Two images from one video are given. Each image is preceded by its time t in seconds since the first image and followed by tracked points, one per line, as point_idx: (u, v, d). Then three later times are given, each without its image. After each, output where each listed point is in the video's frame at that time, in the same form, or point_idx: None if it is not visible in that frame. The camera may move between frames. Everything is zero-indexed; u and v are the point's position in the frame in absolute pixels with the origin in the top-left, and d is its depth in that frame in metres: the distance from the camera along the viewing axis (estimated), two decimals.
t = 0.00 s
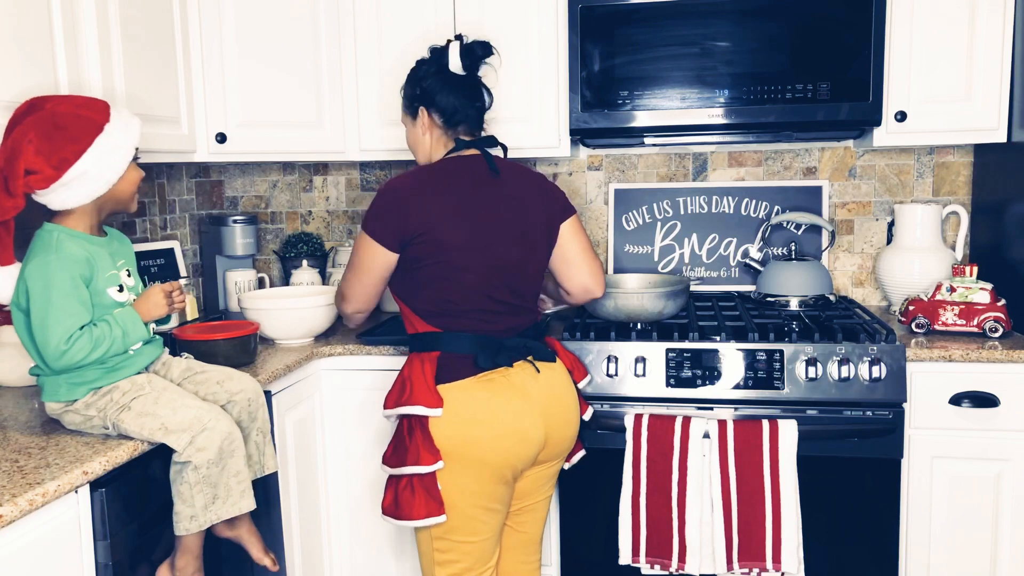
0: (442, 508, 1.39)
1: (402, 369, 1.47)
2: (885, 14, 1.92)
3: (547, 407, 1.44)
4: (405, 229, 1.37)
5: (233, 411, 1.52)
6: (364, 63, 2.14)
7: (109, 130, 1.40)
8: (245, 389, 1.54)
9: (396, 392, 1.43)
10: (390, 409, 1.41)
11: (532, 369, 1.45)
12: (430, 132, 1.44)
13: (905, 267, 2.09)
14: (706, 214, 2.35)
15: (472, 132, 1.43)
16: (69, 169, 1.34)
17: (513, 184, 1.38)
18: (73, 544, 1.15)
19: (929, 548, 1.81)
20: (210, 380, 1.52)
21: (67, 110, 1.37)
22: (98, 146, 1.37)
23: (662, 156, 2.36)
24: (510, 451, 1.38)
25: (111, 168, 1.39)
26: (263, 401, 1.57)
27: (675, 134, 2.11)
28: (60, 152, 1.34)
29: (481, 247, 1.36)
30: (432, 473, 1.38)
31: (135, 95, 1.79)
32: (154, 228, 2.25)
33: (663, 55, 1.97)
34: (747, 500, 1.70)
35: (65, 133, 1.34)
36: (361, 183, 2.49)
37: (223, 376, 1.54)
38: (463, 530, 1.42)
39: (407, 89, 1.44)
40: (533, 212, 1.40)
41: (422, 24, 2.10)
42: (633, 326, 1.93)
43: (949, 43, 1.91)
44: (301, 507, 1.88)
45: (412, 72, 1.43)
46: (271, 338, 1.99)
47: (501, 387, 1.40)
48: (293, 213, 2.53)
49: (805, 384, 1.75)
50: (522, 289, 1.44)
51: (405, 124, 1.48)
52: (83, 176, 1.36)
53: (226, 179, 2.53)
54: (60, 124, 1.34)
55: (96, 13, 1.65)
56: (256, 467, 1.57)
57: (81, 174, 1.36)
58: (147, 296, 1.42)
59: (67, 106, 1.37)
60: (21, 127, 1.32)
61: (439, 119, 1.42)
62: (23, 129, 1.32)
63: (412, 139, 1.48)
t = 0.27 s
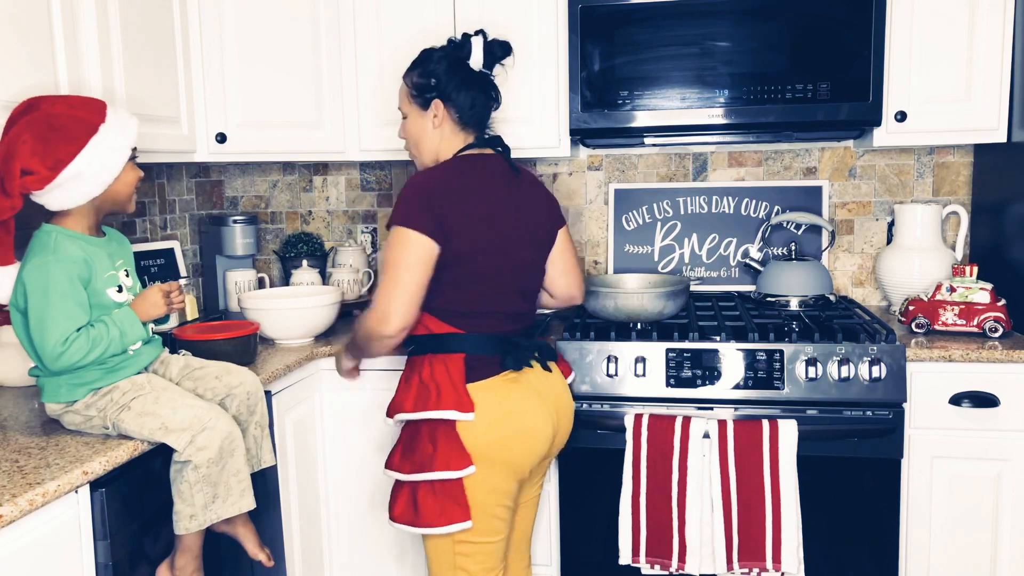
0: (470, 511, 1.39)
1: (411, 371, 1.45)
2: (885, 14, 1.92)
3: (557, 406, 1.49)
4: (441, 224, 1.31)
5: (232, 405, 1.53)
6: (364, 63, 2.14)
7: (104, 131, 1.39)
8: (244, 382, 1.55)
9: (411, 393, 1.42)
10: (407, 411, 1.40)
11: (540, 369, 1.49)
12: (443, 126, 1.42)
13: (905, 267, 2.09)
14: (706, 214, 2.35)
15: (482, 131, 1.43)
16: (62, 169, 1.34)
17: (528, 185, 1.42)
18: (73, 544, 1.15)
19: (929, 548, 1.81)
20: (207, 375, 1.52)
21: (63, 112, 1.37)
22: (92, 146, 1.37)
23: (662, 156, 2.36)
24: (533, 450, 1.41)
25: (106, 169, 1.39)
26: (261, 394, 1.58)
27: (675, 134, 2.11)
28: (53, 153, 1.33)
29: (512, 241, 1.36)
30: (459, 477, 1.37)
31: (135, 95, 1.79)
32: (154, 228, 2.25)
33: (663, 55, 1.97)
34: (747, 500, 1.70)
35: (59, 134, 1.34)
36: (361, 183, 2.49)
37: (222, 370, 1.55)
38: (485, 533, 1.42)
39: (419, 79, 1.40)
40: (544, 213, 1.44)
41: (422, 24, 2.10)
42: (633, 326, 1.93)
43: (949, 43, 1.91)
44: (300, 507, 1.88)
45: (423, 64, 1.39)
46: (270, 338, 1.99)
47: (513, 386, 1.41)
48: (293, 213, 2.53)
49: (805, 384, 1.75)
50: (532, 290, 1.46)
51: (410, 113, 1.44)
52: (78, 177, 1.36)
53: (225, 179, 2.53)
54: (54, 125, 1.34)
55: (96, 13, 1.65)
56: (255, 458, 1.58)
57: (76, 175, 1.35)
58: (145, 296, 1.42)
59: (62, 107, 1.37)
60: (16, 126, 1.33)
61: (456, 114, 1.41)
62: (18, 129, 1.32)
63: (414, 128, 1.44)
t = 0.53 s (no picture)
0: (539, 514, 1.44)
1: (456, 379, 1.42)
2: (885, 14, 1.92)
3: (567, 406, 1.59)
4: (530, 211, 1.32)
5: (231, 395, 1.54)
6: (364, 63, 2.14)
7: (98, 131, 1.39)
8: (242, 370, 1.55)
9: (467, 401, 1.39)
10: (471, 421, 1.37)
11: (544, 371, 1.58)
12: (467, 117, 1.41)
13: (905, 267, 2.09)
14: (706, 214, 2.35)
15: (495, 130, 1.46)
16: (55, 169, 1.34)
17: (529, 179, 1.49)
18: (73, 544, 1.15)
19: (929, 548, 1.81)
20: (205, 367, 1.52)
21: (58, 112, 1.37)
22: (83, 146, 1.36)
23: (662, 156, 2.36)
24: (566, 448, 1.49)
25: (99, 168, 1.38)
26: (260, 380, 1.58)
27: (675, 134, 2.11)
28: (44, 153, 1.33)
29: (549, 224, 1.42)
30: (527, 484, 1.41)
31: (134, 95, 1.79)
32: (154, 228, 2.25)
33: (663, 55, 1.97)
34: (747, 500, 1.70)
35: (52, 134, 1.34)
36: (361, 183, 2.49)
37: (219, 362, 1.54)
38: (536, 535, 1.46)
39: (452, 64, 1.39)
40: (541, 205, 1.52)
41: (422, 24, 2.10)
42: (633, 326, 1.93)
43: (949, 43, 1.91)
44: (300, 507, 1.88)
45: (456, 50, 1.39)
46: (270, 339, 1.99)
47: (547, 386, 1.49)
48: (293, 213, 2.53)
49: (805, 384, 1.75)
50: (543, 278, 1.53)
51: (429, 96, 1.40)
52: (71, 178, 1.35)
53: (225, 179, 2.53)
54: (46, 125, 1.34)
55: (96, 13, 1.65)
56: (252, 447, 1.57)
57: (69, 175, 1.35)
58: (143, 295, 1.41)
59: (58, 107, 1.37)
60: (12, 127, 1.33)
61: (479, 108, 1.42)
62: (13, 130, 1.33)
63: (427, 113, 1.41)
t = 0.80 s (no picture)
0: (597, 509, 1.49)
1: (523, 379, 1.40)
2: (885, 14, 1.92)
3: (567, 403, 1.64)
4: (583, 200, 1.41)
5: (229, 393, 1.54)
6: (364, 63, 2.14)
7: (86, 130, 1.37)
8: (241, 367, 1.56)
9: (540, 404, 1.39)
10: (551, 423, 1.38)
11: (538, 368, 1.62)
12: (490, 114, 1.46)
13: (905, 267, 2.09)
14: (706, 214, 2.35)
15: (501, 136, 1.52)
16: (45, 170, 1.34)
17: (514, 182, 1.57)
18: (73, 544, 1.15)
19: (929, 547, 1.80)
20: (204, 365, 1.52)
21: (51, 113, 1.37)
22: (71, 147, 1.35)
23: (662, 156, 2.36)
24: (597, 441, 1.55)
25: (87, 167, 1.36)
26: (259, 378, 1.58)
27: (675, 134, 2.11)
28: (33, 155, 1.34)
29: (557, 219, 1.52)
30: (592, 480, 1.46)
31: (134, 94, 1.79)
32: (154, 228, 2.25)
33: (663, 55, 1.97)
34: (747, 500, 1.70)
35: (42, 136, 1.35)
36: (361, 183, 2.49)
37: (217, 359, 1.54)
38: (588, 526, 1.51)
39: (484, 60, 1.44)
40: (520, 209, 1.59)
41: (422, 24, 2.10)
42: (633, 326, 1.93)
43: (949, 43, 1.91)
44: (300, 507, 1.88)
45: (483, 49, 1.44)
46: (271, 338, 1.99)
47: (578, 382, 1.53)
48: (293, 213, 2.53)
49: (805, 384, 1.75)
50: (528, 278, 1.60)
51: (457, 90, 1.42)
52: (61, 179, 1.35)
53: (225, 179, 2.53)
54: (35, 126, 1.35)
55: (96, 12, 1.65)
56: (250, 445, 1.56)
57: (58, 176, 1.35)
58: (142, 294, 1.40)
59: (51, 108, 1.37)
60: (8, 130, 1.35)
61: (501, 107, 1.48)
62: (8, 134, 1.35)
63: (462, 100, 1.42)
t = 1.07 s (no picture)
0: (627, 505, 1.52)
1: (567, 375, 1.44)
2: (885, 14, 1.92)
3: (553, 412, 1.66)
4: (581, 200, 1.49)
5: (229, 393, 1.54)
6: (364, 63, 2.14)
7: (81, 129, 1.37)
8: (242, 369, 1.56)
9: (588, 395, 1.43)
10: (607, 412, 1.43)
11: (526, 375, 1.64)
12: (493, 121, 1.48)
13: (905, 267, 2.09)
14: (706, 214, 2.35)
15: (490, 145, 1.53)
16: (41, 170, 1.34)
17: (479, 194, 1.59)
18: (73, 544, 1.15)
19: (929, 548, 1.80)
20: (204, 366, 1.52)
21: (45, 113, 1.37)
22: (65, 146, 1.35)
23: (662, 156, 2.36)
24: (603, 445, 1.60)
25: (82, 166, 1.36)
26: (258, 380, 1.59)
27: (675, 134, 2.11)
28: (28, 155, 1.34)
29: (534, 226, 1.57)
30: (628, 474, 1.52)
31: (134, 94, 1.79)
32: (154, 228, 2.25)
33: (663, 55, 1.97)
34: (747, 500, 1.70)
35: (36, 136, 1.35)
36: (361, 183, 2.49)
37: (218, 360, 1.54)
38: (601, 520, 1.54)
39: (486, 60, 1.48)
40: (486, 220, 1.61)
41: (422, 24, 2.10)
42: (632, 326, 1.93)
43: (949, 43, 1.91)
44: (301, 507, 1.88)
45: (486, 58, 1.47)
46: (271, 338, 1.99)
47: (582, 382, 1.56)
48: (293, 213, 2.53)
49: (805, 384, 1.75)
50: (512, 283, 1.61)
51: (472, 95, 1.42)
52: (55, 179, 1.35)
53: (225, 179, 2.53)
54: (30, 127, 1.35)
55: (96, 12, 1.65)
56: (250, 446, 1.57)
57: (52, 176, 1.35)
58: (142, 293, 1.41)
59: (45, 108, 1.37)
60: (3, 130, 1.36)
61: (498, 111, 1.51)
62: (3, 134, 1.35)
63: (476, 94, 1.43)
